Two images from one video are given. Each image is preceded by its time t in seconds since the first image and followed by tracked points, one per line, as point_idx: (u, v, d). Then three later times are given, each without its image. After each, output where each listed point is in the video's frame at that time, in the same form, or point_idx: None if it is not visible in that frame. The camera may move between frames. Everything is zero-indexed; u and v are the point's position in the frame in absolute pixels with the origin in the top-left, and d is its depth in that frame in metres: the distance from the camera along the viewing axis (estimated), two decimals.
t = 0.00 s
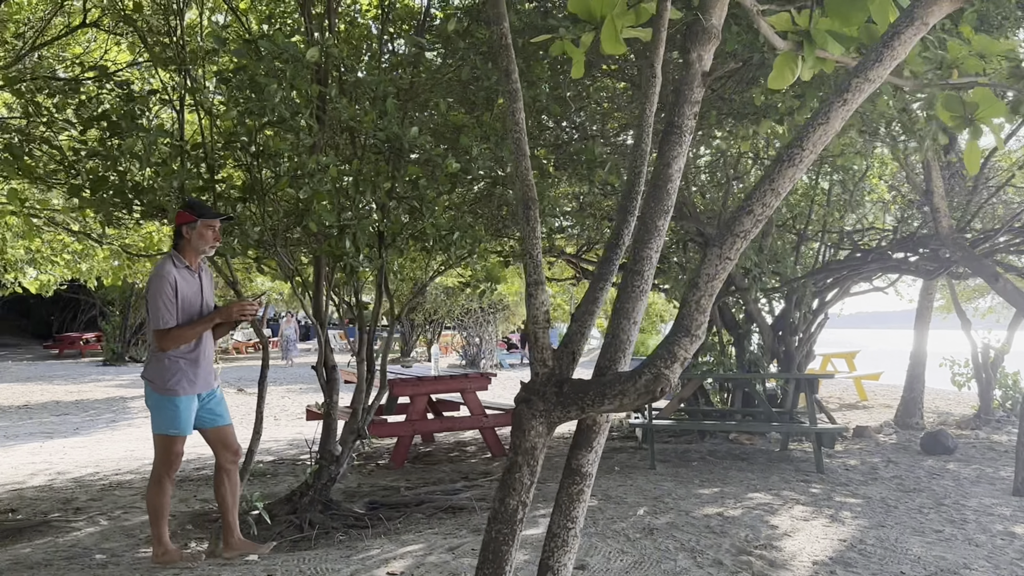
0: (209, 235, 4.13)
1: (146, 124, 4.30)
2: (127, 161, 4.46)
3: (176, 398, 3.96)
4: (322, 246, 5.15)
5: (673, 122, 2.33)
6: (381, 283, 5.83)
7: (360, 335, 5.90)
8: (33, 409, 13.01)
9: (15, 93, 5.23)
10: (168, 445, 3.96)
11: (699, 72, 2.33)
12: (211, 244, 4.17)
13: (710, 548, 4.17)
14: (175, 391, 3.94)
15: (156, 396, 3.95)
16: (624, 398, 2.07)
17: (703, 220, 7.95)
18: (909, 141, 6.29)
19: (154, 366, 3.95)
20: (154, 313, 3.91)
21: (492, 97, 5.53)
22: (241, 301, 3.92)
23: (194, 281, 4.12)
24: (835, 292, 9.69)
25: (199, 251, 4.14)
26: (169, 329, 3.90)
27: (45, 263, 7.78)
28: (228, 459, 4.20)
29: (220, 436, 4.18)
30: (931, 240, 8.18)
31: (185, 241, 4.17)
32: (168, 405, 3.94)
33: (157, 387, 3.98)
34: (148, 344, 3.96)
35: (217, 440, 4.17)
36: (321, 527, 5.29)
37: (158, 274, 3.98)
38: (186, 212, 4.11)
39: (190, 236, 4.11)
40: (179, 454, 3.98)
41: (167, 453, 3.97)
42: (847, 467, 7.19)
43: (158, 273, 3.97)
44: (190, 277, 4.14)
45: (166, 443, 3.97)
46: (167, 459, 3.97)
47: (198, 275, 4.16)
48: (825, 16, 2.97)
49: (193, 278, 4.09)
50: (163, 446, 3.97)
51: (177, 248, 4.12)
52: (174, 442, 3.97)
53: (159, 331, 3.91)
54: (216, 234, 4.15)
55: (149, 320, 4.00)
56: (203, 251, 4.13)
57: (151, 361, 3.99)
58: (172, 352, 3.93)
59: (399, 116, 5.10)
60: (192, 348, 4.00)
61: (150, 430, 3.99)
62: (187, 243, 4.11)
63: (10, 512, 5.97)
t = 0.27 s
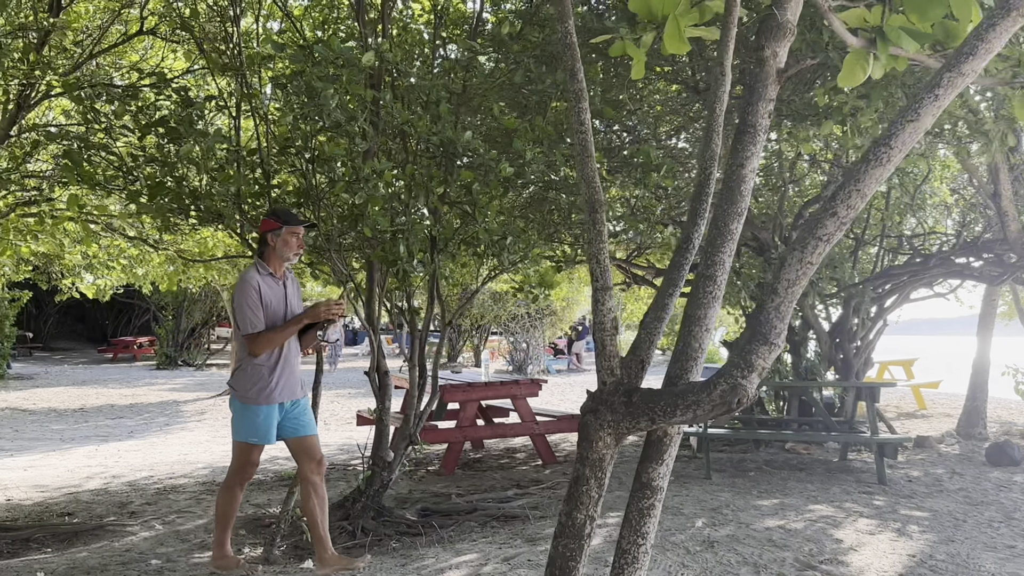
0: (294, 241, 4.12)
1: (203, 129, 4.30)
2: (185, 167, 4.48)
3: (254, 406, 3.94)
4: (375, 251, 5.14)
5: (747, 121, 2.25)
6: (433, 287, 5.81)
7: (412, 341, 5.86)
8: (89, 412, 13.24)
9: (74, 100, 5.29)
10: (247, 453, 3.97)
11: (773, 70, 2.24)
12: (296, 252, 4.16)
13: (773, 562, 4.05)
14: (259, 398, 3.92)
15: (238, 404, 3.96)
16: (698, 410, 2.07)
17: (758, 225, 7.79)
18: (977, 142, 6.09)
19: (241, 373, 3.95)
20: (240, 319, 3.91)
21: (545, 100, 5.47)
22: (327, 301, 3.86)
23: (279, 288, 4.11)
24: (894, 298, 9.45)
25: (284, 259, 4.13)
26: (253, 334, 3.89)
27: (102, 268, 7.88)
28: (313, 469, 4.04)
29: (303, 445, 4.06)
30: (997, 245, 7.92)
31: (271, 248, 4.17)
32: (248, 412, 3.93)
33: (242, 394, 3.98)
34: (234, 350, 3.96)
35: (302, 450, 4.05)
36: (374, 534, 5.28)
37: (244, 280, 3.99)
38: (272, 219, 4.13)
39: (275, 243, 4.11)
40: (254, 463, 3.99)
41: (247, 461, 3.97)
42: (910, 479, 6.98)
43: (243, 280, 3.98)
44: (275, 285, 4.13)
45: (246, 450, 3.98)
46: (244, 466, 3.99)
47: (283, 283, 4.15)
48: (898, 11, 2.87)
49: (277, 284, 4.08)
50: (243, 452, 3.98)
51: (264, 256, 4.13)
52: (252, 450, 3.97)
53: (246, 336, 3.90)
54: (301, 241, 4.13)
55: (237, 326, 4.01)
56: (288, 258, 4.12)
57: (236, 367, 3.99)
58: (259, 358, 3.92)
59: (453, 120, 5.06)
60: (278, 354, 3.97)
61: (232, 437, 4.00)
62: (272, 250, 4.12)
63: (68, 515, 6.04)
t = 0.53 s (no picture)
0: (373, 245, 4.12)
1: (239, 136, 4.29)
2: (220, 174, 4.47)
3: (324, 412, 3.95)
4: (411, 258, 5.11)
5: (800, 124, 2.32)
6: (466, 294, 5.77)
7: (446, 349, 5.82)
8: (124, 417, 13.33)
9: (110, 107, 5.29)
10: (319, 458, 3.95)
11: (826, 71, 2.31)
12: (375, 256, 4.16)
13: None
14: (331, 401, 3.95)
15: (309, 408, 3.98)
16: (750, 425, 2.25)
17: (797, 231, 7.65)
18: None
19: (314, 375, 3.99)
20: (318, 319, 3.96)
21: (582, 105, 5.40)
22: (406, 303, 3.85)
23: (357, 291, 4.14)
24: (935, 306, 9.26)
25: (362, 261, 4.15)
26: (330, 336, 3.93)
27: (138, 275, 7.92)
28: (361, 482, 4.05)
29: (365, 456, 4.05)
30: None
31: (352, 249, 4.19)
32: (318, 418, 3.94)
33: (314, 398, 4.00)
34: (310, 351, 4.01)
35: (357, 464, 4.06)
36: (408, 545, 5.23)
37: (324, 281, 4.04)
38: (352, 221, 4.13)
39: (354, 245, 4.12)
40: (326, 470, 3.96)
41: (319, 466, 3.96)
42: (955, 492, 6.81)
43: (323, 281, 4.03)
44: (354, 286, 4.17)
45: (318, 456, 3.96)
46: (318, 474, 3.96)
47: (360, 284, 4.17)
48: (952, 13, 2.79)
49: (355, 286, 4.11)
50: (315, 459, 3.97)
51: (344, 257, 4.17)
52: (323, 456, 3.96)
53: (324, 336, 3.94)
54: (380, 244, 4.13)
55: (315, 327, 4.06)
56: (367, 261, 4.13)
57: (308, 369, 4.03)
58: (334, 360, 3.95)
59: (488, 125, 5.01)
60: (353, 356, 4.01)
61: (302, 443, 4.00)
62: (351, 252, 4.13)
63: (103, 522, 6.05)
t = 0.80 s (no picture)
0: (421, 253, 4.15)
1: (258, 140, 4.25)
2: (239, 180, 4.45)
3: (389, 415, 3.94)
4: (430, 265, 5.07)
5: (834, 128, 2.40)
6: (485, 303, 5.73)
7: (464, 356, 5.77)
8: (142, 423, 13.35)
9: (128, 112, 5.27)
10: (389, 463, 3.93)
11: (861, 71, 2.38)
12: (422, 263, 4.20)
13: None
14: (385, 405, 3.92)
15: (368, 415, 3.95)
16: (782, 438, 2.37)
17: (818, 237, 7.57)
18: None
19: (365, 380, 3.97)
20: (369, 323, 3.97)
21: (602, 110, 5.37)
22: (457, 305, 3.81)
23: (404, 298, 4.16)
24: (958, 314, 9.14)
25: (408, 267, 4.19)
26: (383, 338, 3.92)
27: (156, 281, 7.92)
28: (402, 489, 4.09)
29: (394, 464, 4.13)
30: None
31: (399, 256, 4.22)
32: (381, 423, 3.92)
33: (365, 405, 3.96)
34: (361, 356, 4.00)
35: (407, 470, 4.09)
36: (426, 554, 5.19)
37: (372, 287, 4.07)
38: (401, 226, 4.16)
39: (403, 251, 4.15)
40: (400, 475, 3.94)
41: (390, 472, 3.93)
42: (981, 502, 6.69)
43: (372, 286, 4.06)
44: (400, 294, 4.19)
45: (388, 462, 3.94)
46: (393, 480, 3.93)
47: (406, 290, 4.21)
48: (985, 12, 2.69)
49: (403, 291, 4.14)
50: (386, 465, 3.94)
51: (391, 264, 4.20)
52: (395, 460, 3.93)
53: (375, 340, 3.94)
54: (428, 252, 4.16)
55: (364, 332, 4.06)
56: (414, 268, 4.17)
57: (360, 375, 4.00)
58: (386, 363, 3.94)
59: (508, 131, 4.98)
60: (403, 363, 4.00)
61: (365, 453, 3.96)
62: (399, 258, 4.17)
63: (120, 528, 6.04)
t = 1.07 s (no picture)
0: (455, 258, 4.16)
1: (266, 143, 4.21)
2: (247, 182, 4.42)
3: (440, 421, 4.03)
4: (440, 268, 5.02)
5: (857, 128, 2.45)
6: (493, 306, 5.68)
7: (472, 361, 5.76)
8: (148, 428, 13.33)
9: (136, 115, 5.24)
10: (445, 470, 3.99)
11: (884, 69, 2.43)
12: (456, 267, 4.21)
13: None
14: (430, 413, 4.01)
15: (416, 423, 4.03)
16: (808, 444, 2.41)
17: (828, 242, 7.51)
18: None
19: (408, 388, 4.06)
20: (409, 331, 4.04)
21: (612, 113, 5.33)
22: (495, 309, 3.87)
23: (440, 303, 4.23)
24: (969, 321, 9.08)
25: (441, 273, 4.21)
26: (424, 346, 3.99)
27: (163, 285, 7.89)
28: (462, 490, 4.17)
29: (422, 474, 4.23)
30: None
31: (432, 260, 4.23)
32: (432, 430, 4.00)
33: (416, 413, 4.02)
34: (402, 364, 4.08)
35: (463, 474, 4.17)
36: (434, 560, 5.16)
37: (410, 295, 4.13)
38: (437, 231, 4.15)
39: (437, 256, 4.17)
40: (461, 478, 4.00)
41: (448, 477, 4.00)
42: (994, 510, 6.64)
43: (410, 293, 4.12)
44: (434, 299, 4.25)
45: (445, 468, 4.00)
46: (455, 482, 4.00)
47: (440, 293, 4.26)
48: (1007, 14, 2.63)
49: (438, 296, 4.19)
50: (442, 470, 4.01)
51: (424, 268, 4.21)
52: (451, 464, 4.00)
53: (416, 349, 4.01)
54: (461, 258, 4.15)
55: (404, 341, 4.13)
56: (448, 272, 4.18)
57: (403, 383, 4.09)
58: (428, 371, 4.02)
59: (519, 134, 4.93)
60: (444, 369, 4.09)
61: (418, 463, 4.01)
62: (433, 263, 4.17)
63: (126, 534, 6.01)
